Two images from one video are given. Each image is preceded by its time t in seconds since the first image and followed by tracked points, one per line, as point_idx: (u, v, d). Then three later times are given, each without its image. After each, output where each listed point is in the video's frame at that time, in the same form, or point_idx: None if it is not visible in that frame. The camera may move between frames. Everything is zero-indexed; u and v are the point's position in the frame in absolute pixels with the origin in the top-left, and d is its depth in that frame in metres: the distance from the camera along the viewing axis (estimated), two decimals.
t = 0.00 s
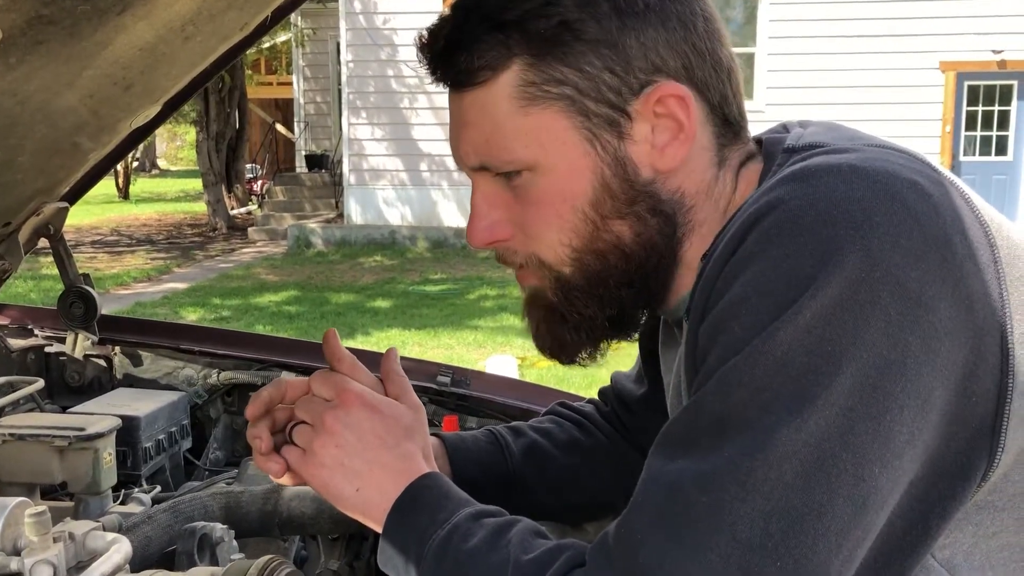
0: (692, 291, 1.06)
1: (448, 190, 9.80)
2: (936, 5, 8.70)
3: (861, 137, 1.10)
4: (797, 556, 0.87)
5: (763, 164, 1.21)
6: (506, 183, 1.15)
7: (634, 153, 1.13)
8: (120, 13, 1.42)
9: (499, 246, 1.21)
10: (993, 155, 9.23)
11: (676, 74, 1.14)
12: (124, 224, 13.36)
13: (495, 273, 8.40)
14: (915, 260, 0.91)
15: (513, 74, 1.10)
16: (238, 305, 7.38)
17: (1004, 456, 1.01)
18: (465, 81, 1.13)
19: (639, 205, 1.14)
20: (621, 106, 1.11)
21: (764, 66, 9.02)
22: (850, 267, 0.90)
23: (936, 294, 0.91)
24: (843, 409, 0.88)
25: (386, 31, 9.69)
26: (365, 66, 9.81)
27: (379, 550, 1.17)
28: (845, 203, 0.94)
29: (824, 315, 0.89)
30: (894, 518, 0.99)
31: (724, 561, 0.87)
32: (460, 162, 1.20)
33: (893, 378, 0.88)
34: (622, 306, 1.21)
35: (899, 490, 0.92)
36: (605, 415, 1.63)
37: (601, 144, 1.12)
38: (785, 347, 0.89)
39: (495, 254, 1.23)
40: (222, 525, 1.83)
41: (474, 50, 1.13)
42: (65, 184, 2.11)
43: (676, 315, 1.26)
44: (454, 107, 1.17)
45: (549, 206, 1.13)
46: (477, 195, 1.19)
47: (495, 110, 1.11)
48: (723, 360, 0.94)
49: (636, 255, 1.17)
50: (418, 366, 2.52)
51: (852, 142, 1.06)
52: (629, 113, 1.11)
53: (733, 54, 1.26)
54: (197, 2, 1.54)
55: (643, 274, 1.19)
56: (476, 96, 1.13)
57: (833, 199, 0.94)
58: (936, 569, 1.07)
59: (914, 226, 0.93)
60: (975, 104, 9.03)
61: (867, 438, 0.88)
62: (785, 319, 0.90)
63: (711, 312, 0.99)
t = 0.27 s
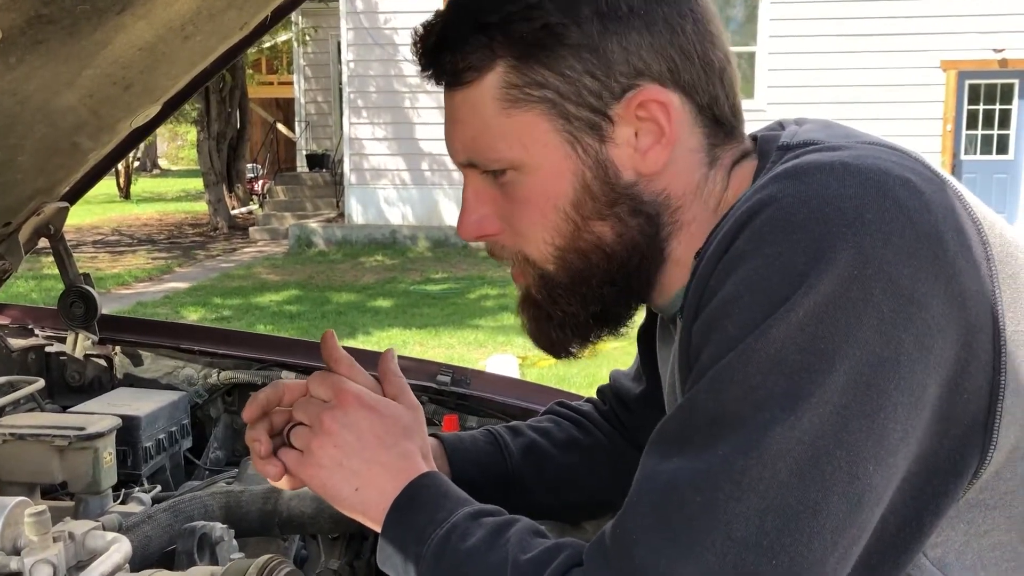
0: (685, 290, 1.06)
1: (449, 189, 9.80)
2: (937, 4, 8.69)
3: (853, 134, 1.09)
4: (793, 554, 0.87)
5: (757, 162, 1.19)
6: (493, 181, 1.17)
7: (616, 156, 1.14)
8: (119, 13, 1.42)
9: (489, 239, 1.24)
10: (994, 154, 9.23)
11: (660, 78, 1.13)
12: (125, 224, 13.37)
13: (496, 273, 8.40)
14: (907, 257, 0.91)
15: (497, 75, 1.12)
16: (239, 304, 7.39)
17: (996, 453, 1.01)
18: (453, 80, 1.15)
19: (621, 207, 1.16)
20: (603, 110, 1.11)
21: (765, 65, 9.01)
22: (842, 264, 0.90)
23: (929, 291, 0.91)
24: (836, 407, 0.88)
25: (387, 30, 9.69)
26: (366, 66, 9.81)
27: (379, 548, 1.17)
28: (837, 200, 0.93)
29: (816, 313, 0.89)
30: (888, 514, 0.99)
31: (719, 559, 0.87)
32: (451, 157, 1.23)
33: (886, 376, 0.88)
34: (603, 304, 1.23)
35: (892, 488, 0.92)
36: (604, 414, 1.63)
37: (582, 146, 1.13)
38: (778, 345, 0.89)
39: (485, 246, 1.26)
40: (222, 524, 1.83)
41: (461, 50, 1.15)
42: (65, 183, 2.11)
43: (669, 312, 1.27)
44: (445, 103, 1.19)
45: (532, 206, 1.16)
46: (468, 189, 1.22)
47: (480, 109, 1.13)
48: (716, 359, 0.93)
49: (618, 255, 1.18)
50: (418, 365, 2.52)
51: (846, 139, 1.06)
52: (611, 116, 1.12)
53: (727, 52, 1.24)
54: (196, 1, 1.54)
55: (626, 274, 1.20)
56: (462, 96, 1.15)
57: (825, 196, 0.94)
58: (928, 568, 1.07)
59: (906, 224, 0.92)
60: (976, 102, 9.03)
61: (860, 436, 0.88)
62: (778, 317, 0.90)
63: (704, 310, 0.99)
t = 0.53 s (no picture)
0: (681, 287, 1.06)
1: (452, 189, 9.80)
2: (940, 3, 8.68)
3: (850, 130, 1.09)
4: (791, 550, 0.87)
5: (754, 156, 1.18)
6: (479, 168, 1.19)
7: (599, 151, 1.14)
8: (121, 13, 1.42)
9: (475, 225, 1.26)
10: (997, 153, 9.22)
11: (647, 75, 1.14)
12: (128, 225, 13.39)
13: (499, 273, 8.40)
14: (904, 253, 0.91)
15: (485, 64, 1.14)
16: (242, 305, 7.40)
17: (992, 449, 1.01)
18: (445, 67, 1.18)
19: (601, 201, 1.17)
20: (587, 104, 1.12)
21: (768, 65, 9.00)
22: (838, 260, 0.90)
23: (925, 286, 0.91)
24: (834, 403, 0.88)
25: (389, 30, 9.69)
26: (368, 66, 9.81)
27: (380, 546, 1.17)
28: (832, 197, 0.94)
29: (813, 310, 0.89)
30: (885, 512, 0.99)
31: (717, 557, 0.87)
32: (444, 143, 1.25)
33: (883, 372, 0.89)
34: (581, 295, 1.25)
35: (889, 484, 0.93)
36: (605, 412, 1.62)
37: (564, 139, 1.14)
38: (774, 342, 0.89)
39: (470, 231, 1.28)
40: (225, 524, 1.83)
41: (454, 38, 1.17)
42: (69, 183, 2.11)
43: (666, 307, 1.28)
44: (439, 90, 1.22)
45: (515, 194, 1.17)
46: (456, 176, 1.24)
47: (468, 97, 1.16)
48: (713, 355, 0.94)
49: (598, 248, 1.20)
50: (419, 364, 2.52)
51: (843, 136, 1.06)
52: (594, 111, 1.13)
53: (722, 49, 1.24)
54: (198, 1, 1.54)
55: (605, 267, 1.22)
56: (454, 83, 1.18)
57: (822, 192, 0.94)
58: (923, 566, 1.08)
59: (902, 220, 0.93)
60: (979, 102, 9.02)
61: (858, 433, 0.88)
62: (774, 314, 0.90)
63: (702, 306, 0.99)
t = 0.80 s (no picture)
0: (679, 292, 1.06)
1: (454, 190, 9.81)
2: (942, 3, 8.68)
3: (849, 135, 1.09)
4: (791, 557, 0.87)
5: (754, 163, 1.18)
6: (480, 169, 1.20)
7: (598, 154, 1.14)
8: (120, 19, 1.42)
9: (474, 226, 1.27)
10: (1000, 152, 9.21)
11: (648, 80, 1.14)
12: (131, 227, 13.41)
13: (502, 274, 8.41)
14: (903, 259, 0.91)
15: (487, 65, 1.14)
16: (245, 307, 7.40)
17: (993, 454, 1.01)
18: (448, 67, 1.19)
19: (600, 204, 1.17)
20: (586, 107, 1.12)
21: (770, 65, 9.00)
22: (837, 266, 0.90)
23: (925, 292, 0.91)
24: (833, 409, 0.87)
25: (391, 32, 9.70)
26: (370, 68, 9.81)
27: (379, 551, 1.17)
28: (831, 202, 0.93)
29: (812, 315, 0.89)
30: (885, 516, 0.99)
31: (717, 562, 0.87)
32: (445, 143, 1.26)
33: (883, 378, 0.88)
34: (579, 297, 1.25)
35: (890, 490, 0.92)
36: (604, 415, 1.62)
37: (564, 141, 1.14)
38: (774, 348, 0.89)
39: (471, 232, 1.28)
40: (225, 528, 1.83)
41: (457, 38, 1.18)
42: (70, 188, 2.12)
43: (665, 311, 1.28)
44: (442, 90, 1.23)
45: (514, 196, 1.18)
46: (457, 176, 1.25)
47: (470, 98, 1.16)
48: (712, 361, 0.94)
49: (596, 251, 1.20)
50: (420, 367, 2.52)
51: (842, 140, 1.05)
52: (594, 114, 1.13)
53: (726, 53, 1.24)
54: (198, 7, 1.54)
55: (603, 269, 1.22)
56: (456, 83, 1.18)
57: (821, 198, 0.94)
58: (924, 568, 1.08)
59: (901, 226, 0.92)
60: (982, 101, 9.01)
61: (858, 439, 0.88)
62: (773, 320, 0.90)
63: (701, 312, 0.99)
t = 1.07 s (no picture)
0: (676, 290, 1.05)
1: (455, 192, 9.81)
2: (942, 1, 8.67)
3: (843, 134, 1.09)
4: (789, 558, 0.86)
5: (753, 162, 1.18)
6: (484, 159, 1.19)
7: (605, 145, 1.14)
8: (116, 24, 1.42)
9: (476, 217, 1.25)
10: (1000, 151, 9.21)
11: (657, 72, 1.13)
12: (132, 232, 13.41)
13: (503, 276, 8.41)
14: (897, 258, 0.91)
15: (496, 53, 1.14)
16: (246, 311, 7.40)
17: (990, 453, 1.01)
18: (456, 55, 1.18)
19: (606, 195, 1.16)
20: (595, 97, 1.11)
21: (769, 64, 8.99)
22: (831, 265, 0.89)
23: (919, 291, 0.91)
24: (829, 410, 0.87)
25: (390, 35, 9.70)
26: (369, 71, 9.81)
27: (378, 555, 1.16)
28: (825, 201, 0.93)
29: (807, 316, 0.88)
30: (883, 518, 0.99)
31: (713, 564, 0.87)
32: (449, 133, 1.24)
33: (878, 378, 0.88)
34: (581, 290, 1.24)
35: (887, 490, 0.92)
36: (603, 417, 1.62)
37: (571, 130, 1.13)
38: (768, 349, 0.88)
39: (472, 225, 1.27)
40: (225, 533, 1.83)
41: (466, 26, 1.17)
42: (68, 193, 2.12)
43: (664, 309, 1.27)
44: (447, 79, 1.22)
45: (518, 186, 1.16)
46: (459, 166, 1.24)
47: (477, 86, 1.15)
48: (707, 363, 0.93)
49: (600, 244, 1.19)
50: (420, 370, 2.52)
51: (836, 139, 1.05)
52: (603, 104, 1.12)
53: (732, 49, 1.23)
54: (195, 12, 1.54)
55: (607, 262, 1.20)
56: (464, 70, 1.17)
57: (815, 197, 0.94)
58: (923, 569, 1.07)
59: (895, 225, 0.92)
60: (982, 99, 9.01)
61: (853, 440, 0.87)
62: (767, 320, 0.89)
63: (695, 313, 0.98)
